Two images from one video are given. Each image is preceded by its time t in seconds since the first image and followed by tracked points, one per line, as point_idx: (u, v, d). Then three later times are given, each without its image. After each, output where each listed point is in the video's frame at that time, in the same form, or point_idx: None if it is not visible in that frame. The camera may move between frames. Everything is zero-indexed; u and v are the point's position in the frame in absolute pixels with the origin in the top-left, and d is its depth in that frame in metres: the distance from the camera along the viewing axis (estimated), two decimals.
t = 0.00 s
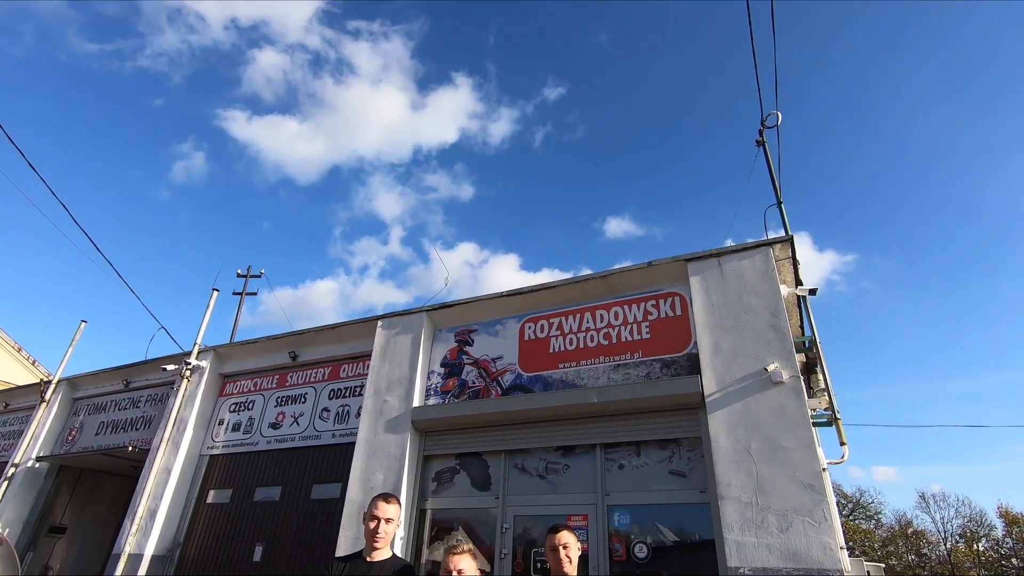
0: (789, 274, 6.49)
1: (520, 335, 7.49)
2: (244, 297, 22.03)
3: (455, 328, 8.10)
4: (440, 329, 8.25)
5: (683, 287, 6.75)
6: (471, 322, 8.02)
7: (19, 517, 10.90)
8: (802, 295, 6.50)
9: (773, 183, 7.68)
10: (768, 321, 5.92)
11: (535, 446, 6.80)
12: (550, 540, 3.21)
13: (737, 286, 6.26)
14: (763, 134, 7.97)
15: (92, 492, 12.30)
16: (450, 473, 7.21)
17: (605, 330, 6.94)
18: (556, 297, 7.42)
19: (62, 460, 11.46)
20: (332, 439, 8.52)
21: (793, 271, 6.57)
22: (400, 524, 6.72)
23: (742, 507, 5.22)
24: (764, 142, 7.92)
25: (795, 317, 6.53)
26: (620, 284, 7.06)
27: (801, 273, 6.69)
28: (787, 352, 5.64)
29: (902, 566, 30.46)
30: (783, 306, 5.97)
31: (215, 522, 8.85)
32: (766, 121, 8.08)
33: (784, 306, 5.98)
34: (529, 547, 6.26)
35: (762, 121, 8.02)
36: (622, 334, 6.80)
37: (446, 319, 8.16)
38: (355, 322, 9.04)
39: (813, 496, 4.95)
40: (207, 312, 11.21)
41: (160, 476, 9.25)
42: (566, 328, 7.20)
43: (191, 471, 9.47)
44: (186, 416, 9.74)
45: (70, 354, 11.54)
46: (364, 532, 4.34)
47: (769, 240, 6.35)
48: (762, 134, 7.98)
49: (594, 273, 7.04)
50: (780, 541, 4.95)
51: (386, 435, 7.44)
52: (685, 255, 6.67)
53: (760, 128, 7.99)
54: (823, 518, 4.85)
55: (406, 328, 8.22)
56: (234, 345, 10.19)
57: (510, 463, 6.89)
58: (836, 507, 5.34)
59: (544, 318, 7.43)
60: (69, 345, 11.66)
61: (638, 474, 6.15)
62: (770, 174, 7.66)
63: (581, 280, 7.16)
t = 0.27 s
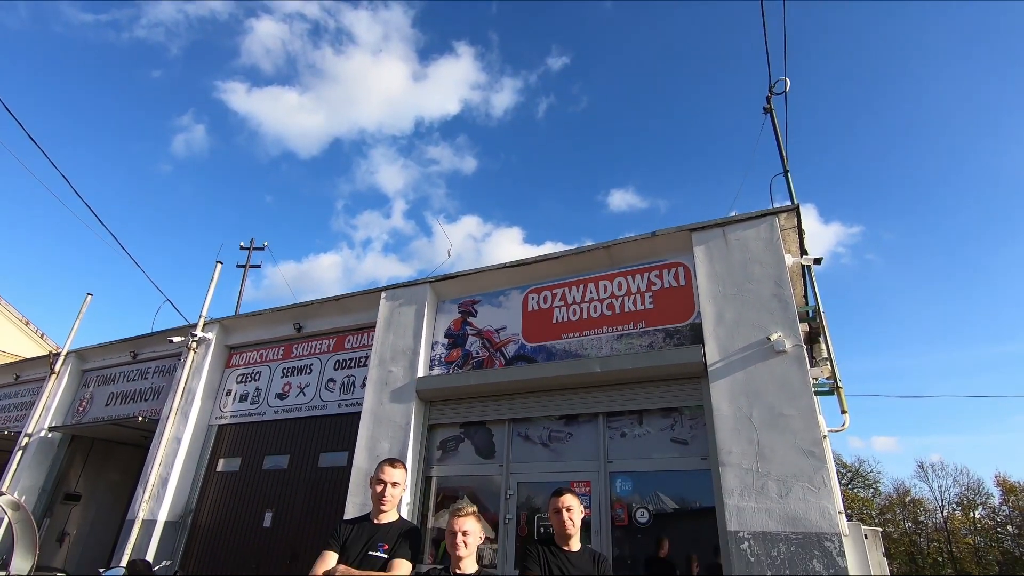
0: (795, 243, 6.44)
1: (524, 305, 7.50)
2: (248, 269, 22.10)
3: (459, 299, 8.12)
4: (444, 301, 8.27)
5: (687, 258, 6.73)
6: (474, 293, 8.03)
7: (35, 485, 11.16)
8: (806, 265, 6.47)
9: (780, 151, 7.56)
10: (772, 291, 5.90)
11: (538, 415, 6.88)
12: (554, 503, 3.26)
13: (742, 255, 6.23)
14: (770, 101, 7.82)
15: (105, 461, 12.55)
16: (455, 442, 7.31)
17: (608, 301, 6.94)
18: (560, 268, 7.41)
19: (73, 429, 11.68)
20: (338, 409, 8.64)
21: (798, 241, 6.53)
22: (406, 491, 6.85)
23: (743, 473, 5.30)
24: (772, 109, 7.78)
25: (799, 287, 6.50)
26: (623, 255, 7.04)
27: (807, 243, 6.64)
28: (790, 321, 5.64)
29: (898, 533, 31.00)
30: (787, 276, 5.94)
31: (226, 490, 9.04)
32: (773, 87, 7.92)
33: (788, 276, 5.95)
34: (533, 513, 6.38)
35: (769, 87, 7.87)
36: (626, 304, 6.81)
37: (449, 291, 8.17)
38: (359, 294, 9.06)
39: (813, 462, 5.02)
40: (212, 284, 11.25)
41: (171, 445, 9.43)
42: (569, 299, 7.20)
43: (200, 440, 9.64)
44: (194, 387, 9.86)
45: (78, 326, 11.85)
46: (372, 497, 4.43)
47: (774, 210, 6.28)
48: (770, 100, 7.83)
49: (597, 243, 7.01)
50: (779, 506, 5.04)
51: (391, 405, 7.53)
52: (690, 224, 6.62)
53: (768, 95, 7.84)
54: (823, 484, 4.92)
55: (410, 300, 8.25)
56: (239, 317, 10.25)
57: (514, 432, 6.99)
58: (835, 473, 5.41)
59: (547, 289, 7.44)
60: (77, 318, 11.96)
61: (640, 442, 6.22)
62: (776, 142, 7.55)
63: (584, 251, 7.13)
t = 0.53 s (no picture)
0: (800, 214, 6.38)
1: (526, 277, 7.49)
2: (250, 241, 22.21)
3: (461, 270, 8.11)
4: (447, 272, 8.27)
5: (691, 229, 6.68)
6: (477, 264, 8.02)
7: (46, 452, 11.36)
8: (811, 236, 6.42)
9: (788, 120, 7.44)
10: (776, 262, 5.87)
11: (540, 385, 6.94)
12: (556, 468, 3.30)
13: (746, 226, 6.18)
14: (779, 69, 7.67)
15: (114, 430, 12.76)
16: (458, 411, 7.40)
17: (611, 272, 6.92)
18: (563, 239, 7.37)
19: (82, 399, 11.84)
20: (342, 379, 8.73)
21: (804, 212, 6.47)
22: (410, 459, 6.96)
23: (743, 442, 5.35)
24: (781, 77, 7.63)
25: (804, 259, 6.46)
26: (627, 226, 6.99)
27: (813, 214, 6.58)
28: (793, 293, 5.63)
29: (894, 503, 31.51)
30: (792, 247, 5.91)
31: (233, 457, 9.20)
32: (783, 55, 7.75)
33: (793, 247, 5.91)
34: (535, 480, 6.49)
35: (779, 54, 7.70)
36: (629, 276, 6.79)
37: (452, 262, 8.16)
38: (362, 265, 9.06)
39: (812, 432, 5.06)
40: (215, 255, 11.25)
41: (178, 414, 9.57)
42: (572, 270, 7.19)
43: (207, 409, 9.78)
44: (200, 357, 9.96)
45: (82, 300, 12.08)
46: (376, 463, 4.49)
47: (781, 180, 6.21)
48: (779, 69, 7.68)
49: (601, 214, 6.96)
50: (778, 474, 5.11)
51: (394, 375, 7.60)
52: (694, 195, 6.56)
53: (777, 63, 7.69)
54: (821, 453, 4.98)
55: (413, 271, 8.24)
56: (243, 288, 10.27)
57: (516, 402, 7.05)
58: (834, 442, 5.47)
59: (550, 260, 7.42)
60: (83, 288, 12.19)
61: (641, 412, 6.28)
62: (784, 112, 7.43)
63: (588, 222, 7.09)
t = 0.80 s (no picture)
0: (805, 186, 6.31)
1: (528, 250, 7.46)
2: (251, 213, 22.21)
3: (462, 244, 8.08)
4: (448, 245, 8.24)
5: (694, 202, 6.62)
6: (479, 238, 7.98)
7: (54, 423, 11.52)
8: (816, 209, 6.36)
9: (795, 91, 7.31)
10: (780, 235, 5.83)
11: (541, 358, 6.97)
12: (556, 437, 3.34)
13: (750, 199, 6.12)
14: (787, 38, 7.50)
15: (119, 401, 12.91)
16: (459, 383, 7.45)
17: (613, 246, 6.88)
18: (565, 212, 7.32)
19: (87, 370, 11.94)
20: (344, 351, 8.77)
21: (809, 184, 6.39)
22: (411, 430, 7.05)
23: (742, 414, 5.39)
24: (789, 46, 7.47)
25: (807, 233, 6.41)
26: (629, 198, 6.93)
27: (817, 186, 6.50)
28: (796, 266, 5.60)
29: (889, 477, 31.96)
30: (795, 220, 5.86)
31: (238, 428, 9.31)
32: (790, 24, 7.58)
33: (797, 220, 5.86)
34: (535, 451, 6.57)
35: (787, 23, 7.53)
36: (631, 249, 6.76)
37: (453, 235, 8.13)
38: (363, 238, 9.02)
39: (811, 404, 5.09)
40: (216, 228, 11.21)
41: (182, 385, 9.65)
42: (574, 243, 7.15)
43: (211, 381, 9.86)
44: (203, 329, 10.01)
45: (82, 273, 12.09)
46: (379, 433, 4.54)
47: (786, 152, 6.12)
48: (787, 37, 7.51)
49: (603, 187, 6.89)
50: (775, 445, 5.16)
51: (396, 347, 7.63)
52: (698, 167, 6.48)
53: (785, 31, 7.52)
54: (819, 425, 5.01)
55: (414, 244, 8.21)
56: (244, 261, 10.26)
57: (517, 374, 7.10)
58: (833, 415, 5.50)
59: (552, 233, 7.38)
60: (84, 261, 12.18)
61: (641, 384, 6.32)
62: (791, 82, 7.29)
63: (590, 195, 7.02)
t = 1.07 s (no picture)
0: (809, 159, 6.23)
1: (528, 224, 7.41)
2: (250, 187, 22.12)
3: (462, 218, 8.02)
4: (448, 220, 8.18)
5: (696, 175, 6.55)
6: (479, 212, 7.92)
7: (58, 396, 11.62)
8: (819, 182, 6.29)
9: (801, 61, 7.17)
10: (782, 208, 5.77)
11: (540, 332, 6.98)
12: (553, 407, 3.35)
13: (752, 172, 6.05)
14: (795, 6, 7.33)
15: (123, 375, 13.02)
16: (459, 357, 7.48)
17: (613, 220, 6.83)
18: (565, 186, 7.24)
19: (89, 344, 11.99)
20: (344, 326, 8.79)
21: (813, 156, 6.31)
22: (411, 402, 7.10)
23: (740, 387, 5.42)
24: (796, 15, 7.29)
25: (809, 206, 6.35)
26: (631, 172, 6.85)
27: (821, 159, 6.42)
28: (797, 239, 5.56)
29: (885, 451, 32.34)
30: (798, 194, 5.79)
31: (240, 401, 9.39)
32: None
33: (799, 193, 5.80)
34: (534, 424, 6.63)
35: None
36: (631, 223, 6.71)
37: (453, 209, 8.06)
38: (362, 212, 8.95)
39: (809, 377, 5.11)
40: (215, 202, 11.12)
41: (184, 359, 9.70)
42: (574, 217, 7.10)
43: (213, 354, 9.91)
44: (203, 303, 10.02)
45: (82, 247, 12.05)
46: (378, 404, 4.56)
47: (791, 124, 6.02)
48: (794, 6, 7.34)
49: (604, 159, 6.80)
50: (773, 418, 5.19)
51: (396, 321, 7.64)
52: (701, 140, 6.39)
53: None
54: (817, 398, 5.04)
55: (413, 218, 8.16)
56: (243, 235, 10.20)
57: (516, 348, 7.12)
58: (831, 389, 5.52)
59: (552, 208, 7.31)
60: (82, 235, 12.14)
61: (640, 358, 6.34)
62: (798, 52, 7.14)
63: (591, 168, 6.94)
